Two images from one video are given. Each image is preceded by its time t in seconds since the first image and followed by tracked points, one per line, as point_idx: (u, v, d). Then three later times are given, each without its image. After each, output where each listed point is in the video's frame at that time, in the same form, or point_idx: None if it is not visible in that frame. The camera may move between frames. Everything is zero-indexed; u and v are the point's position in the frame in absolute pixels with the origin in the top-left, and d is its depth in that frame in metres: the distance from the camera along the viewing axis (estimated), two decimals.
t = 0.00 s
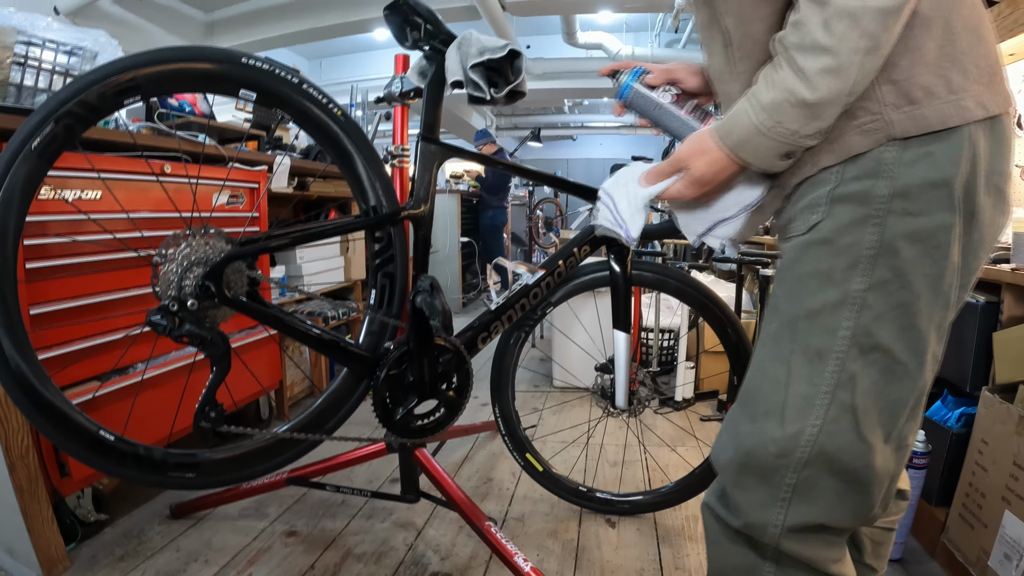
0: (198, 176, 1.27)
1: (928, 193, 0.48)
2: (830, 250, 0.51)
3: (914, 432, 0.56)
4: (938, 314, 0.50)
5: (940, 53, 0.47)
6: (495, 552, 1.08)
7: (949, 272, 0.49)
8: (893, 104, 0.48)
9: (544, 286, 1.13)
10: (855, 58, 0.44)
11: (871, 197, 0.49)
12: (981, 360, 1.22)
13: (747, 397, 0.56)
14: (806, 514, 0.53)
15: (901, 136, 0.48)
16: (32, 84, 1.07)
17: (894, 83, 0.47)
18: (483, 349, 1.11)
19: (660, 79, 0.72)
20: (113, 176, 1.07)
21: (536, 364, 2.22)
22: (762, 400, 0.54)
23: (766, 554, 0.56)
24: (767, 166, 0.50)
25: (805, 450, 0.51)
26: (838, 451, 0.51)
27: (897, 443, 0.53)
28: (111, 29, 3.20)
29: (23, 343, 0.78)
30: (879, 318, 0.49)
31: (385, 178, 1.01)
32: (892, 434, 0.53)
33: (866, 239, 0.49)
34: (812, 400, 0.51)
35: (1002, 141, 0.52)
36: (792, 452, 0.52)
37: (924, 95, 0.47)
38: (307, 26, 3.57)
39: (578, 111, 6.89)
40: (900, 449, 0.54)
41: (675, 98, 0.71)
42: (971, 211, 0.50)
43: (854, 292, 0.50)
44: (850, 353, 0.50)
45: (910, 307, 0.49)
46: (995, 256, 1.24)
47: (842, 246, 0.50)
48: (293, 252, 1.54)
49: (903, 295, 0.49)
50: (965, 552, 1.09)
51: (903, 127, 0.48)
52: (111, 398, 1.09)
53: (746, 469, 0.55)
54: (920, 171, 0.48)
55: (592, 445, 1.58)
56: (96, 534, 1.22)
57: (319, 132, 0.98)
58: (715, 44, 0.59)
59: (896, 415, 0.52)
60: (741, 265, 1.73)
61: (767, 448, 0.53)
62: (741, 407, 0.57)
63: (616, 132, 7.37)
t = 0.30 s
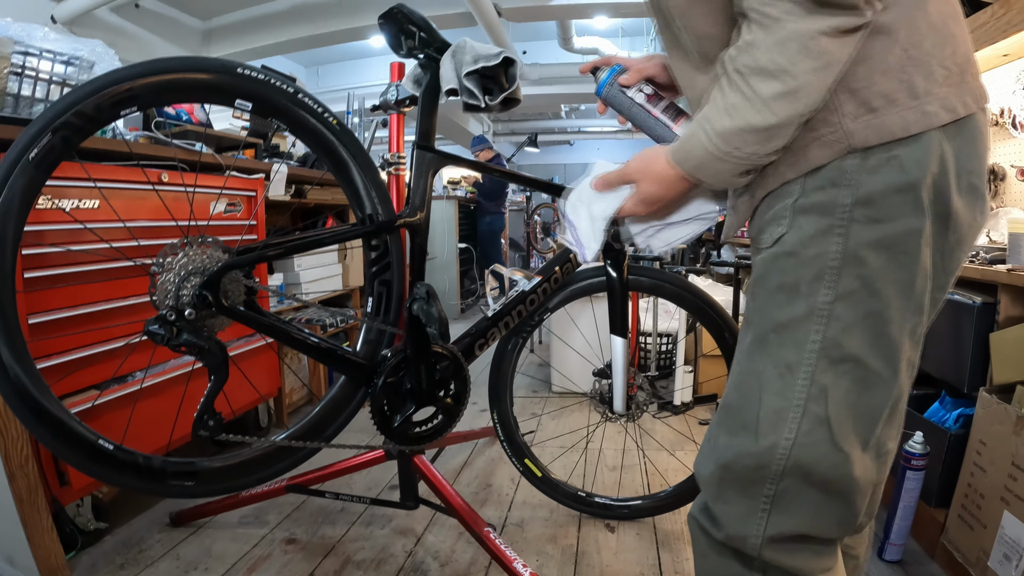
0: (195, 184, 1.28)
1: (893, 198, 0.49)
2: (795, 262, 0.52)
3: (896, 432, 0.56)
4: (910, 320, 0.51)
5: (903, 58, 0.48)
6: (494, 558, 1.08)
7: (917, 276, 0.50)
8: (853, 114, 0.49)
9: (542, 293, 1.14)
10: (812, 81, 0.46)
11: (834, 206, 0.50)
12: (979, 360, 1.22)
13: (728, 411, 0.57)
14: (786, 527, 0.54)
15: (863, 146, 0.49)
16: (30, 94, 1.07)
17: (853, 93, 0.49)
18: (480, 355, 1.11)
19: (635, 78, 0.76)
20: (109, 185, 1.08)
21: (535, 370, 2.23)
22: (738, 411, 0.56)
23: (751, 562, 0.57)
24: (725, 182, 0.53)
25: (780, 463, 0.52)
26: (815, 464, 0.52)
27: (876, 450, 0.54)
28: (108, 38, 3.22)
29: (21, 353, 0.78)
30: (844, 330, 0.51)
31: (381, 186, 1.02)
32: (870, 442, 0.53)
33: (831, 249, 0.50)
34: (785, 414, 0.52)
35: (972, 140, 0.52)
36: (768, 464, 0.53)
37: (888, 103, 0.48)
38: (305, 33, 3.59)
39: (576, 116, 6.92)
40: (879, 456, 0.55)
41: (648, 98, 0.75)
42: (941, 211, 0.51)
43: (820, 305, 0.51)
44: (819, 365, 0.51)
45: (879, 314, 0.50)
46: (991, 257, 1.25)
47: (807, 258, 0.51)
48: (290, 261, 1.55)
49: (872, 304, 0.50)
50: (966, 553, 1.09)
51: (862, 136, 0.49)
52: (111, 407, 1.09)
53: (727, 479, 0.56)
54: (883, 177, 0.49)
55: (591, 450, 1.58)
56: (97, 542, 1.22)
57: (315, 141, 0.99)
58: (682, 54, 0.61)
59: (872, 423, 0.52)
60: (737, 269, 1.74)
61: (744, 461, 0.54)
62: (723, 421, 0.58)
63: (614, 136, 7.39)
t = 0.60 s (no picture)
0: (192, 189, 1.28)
1: (880, 200, 0.49)
2: (789, 263, 0.53)
3: (887, 422, 0.57)
4: (899, 315, 0.52)
5: (886, 74, 0.48)
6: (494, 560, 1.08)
7: (903, 273, 0.51)
8: (842, 130, 0.49)
9: (540, 295, 1.13)
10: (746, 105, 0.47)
11: (824, 207, 0.51)
12: (978, 359, 1.22)
13: (735, 406, 0.59)
14: (791, 514, 0.56)
15: (850, 160, 0.49)
16: (29, 99, 1.08)
17: (839, 108, 0.49)
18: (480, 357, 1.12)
19: (627, 72, 0.76)
20: (107, 190, 1.09)
21: (534, 372, 2.23)
22: (744, 407, 0.58)
23: (760, 554, 0.59)
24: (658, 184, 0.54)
25: (782, 454, 0.54)
26: (813, 454, 0.53)
27: (874, 440, 0.56)
28: (106, 43, 3.25)
29: (20, 358, 0.79)
30: (839, 326, 0.52)
31: (378, 190, 1.02)
32: (866, 434, 0.54)
33: (822, 250, 0.52)
34: (783, 408, 0.54)
35: (949, 144, 0.53)
36: (770, 456, 0.55)
37: (874, 115, 0.49)
38: (304, 37, 3.61)
39: (575, 119, 6.93)
40: (876, 447, 0.56)
41: (642, 93, 0.75)
42: (922, 211, 0.52)
43: (813, 302, 0.52)
44: (814, 361, 0.52)
45: (870, 311, 0.51)
46: (988, 256, 1.24)
47: (799, 259, 0.53)
48: (289, 264, 1.56)
49: (865, 302, 0.51)
50: (967, 552, 1.09)
51: (850, 148, 0.49)
52: (110, 412, 1.10)
53: (733, 469, 0.58)
54: (871, 180, 0.49)
55: (591, 452, 1.58)
56: (97, 547, 1.23)
57: (312, 145, 1.00)
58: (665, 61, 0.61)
59: (866, 417, 0.53)
60: (736, 270, 1.74)
61: (746, 452, 0.56)
62: (731, 415, 0.59)
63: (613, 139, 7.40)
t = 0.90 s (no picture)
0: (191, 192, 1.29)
1: (876, 204, 0.52)
2: (793, 253, 0.55)
3: (875, 406, 0.61)
4: (886, 306, 0.56)
5: (884, 99, 0.51)
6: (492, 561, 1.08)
7: (890, 269, 0.54)
8: (847, 143, 0.51)
9: (537, 296, 1.13)
10: (657, 146, 0.54)
11: (827, 207, 0.53)
12: (976, 360, 1.22)
13: (736, 388, 0.60)
14: (792, 489, 0.57)
15: (854, 171, 0.52)
16: (27, 102, 1.08)
17: (845, 126, 0.51)
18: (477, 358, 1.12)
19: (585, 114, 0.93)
20: (105, 193, 1.09)
21: (533, 373, 2.23)
22: (746, 389, 0.59)
23: (761, 532, 0.59)
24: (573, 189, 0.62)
25: (784, 431, 0.56)
26: (813, 433, 0.55)
27: (864, 422, 0.59)
28: (104, 44, 3.25)
29: (19, 360, 0.79)
30: (837, 312, 0.53)
31: (375, 191, 1.02)
32: (858, 416, 0.57)
33: (824, 243, 0.53)
34: (786, 388, 0.55)
35: (927, 160, 0.58)
36: (773, 433, 0.56)
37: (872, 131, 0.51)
38: (301, 39, 3.61)
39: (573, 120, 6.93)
40: (865, 430, 0.59)
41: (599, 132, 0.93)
42: (907, 219, 0.56)
43: (815, 290, 0.54)
44: (816, 344, 0.54)
45: (863, 300, 0.53)
46: (986, 256, 1.25)
47: (802, 252, 0.54)
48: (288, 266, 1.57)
49: (859, 292, 0.53)
50: (966, 553, 1.09)
51: (855, 159, 0.51)
52: (109, 414, 1.10)
53: (732, 449, 0.59)
54: (869, 185, 0.52)
55: (589, 453, 1.59)
56: (95, 549, 1.23)
57: (309, 147, 1.00)
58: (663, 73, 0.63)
59: (859, 400, 0.56)
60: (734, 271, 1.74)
61: (750, 431, 0.57)
62: (734, 398, 0.60)
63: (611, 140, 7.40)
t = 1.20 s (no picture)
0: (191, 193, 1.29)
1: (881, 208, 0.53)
2: (803, 252, 0.55)
3: (882, 396, 0.60)
4: (891, 302, 0.56)
5: (887, 108, 0.52)
6: (492, 562, 1.08)
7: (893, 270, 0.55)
8: (854, 151, 0.52)
9: (537, 298, 1.13)
10: (578, 140, 0.55)
11: (834, 210, 0.53)
12: (975, 360, 1.22)
13: (749, 383, 0.61)
14: (807, 477, 0.57)
15: (860, 178, 0.52)
16: (28, 104, 1.08)
17: (852, 135, 0.51)
18: (476, 359, 1.12)
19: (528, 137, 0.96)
20: (106, 194, 1.09)
21: (533, 374, 2.23)
22: (760, 381, 0.59)
23: (773, 519, 0.60)
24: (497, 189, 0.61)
25: (796, 420, 0.56)
26: (826, 425, 0.55)
27: (874, 415, 0.59)
28: (103, 45, 3.26)
29: (20, 361, 0.79)
30: (845, 308, 0.54)
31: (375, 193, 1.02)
32: (869, 411, 0.57)
33: (831, 243, 0.54)
34: (798, 380, 0.56)
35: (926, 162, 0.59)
36: (786, 424, 0.57)
37: (877, 140, 0.52)
38: (301, 40, 3.62)
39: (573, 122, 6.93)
40: (877, 422, 0.59)
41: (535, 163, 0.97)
42: (908, 222, 0.57)
43: (825, 287, 0.54)
44: (826, 338, 0.54)
45: (870, 297, 0.54)
46: (986, 256, 1.25)
47: (812, 252, 0.55)
48: (289, 267, 1.57)
49: (865, 289, 0.54)
50: (965, 553, 1.09)
51: (862, 167, 0.52)
52: (109, 415, 1.11)
53: (749, 442, 0.60)
54: (874, 188, 0.52)
55: (589, 453, 1.59)
56: (96, 550, 1.23)
57: (309, 149, 1.00)
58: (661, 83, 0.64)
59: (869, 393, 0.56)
60: (733, 271, 1.74)
61: (765, 424, 0.58)
62: (747, 393, 0.61)
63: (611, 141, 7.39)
